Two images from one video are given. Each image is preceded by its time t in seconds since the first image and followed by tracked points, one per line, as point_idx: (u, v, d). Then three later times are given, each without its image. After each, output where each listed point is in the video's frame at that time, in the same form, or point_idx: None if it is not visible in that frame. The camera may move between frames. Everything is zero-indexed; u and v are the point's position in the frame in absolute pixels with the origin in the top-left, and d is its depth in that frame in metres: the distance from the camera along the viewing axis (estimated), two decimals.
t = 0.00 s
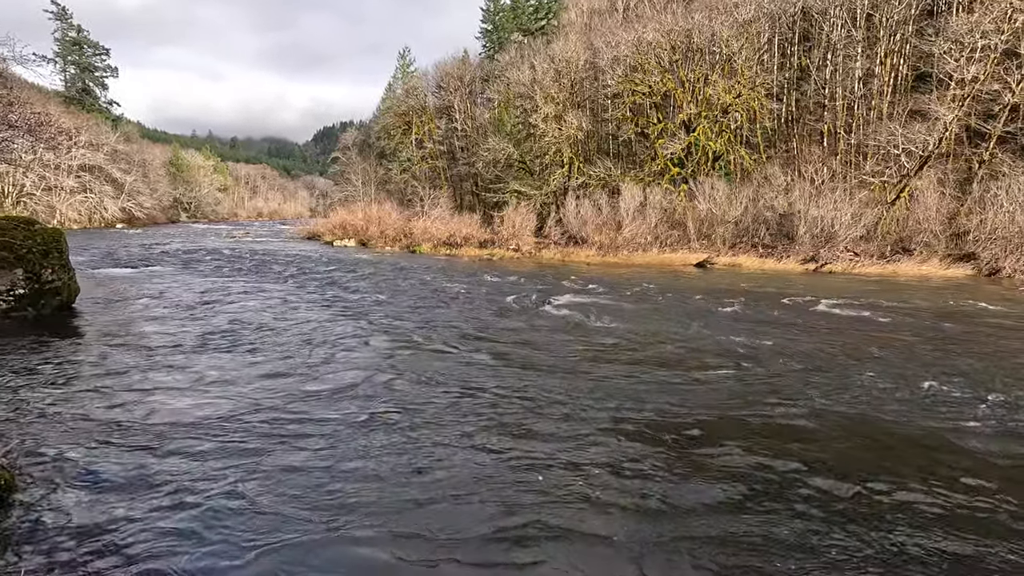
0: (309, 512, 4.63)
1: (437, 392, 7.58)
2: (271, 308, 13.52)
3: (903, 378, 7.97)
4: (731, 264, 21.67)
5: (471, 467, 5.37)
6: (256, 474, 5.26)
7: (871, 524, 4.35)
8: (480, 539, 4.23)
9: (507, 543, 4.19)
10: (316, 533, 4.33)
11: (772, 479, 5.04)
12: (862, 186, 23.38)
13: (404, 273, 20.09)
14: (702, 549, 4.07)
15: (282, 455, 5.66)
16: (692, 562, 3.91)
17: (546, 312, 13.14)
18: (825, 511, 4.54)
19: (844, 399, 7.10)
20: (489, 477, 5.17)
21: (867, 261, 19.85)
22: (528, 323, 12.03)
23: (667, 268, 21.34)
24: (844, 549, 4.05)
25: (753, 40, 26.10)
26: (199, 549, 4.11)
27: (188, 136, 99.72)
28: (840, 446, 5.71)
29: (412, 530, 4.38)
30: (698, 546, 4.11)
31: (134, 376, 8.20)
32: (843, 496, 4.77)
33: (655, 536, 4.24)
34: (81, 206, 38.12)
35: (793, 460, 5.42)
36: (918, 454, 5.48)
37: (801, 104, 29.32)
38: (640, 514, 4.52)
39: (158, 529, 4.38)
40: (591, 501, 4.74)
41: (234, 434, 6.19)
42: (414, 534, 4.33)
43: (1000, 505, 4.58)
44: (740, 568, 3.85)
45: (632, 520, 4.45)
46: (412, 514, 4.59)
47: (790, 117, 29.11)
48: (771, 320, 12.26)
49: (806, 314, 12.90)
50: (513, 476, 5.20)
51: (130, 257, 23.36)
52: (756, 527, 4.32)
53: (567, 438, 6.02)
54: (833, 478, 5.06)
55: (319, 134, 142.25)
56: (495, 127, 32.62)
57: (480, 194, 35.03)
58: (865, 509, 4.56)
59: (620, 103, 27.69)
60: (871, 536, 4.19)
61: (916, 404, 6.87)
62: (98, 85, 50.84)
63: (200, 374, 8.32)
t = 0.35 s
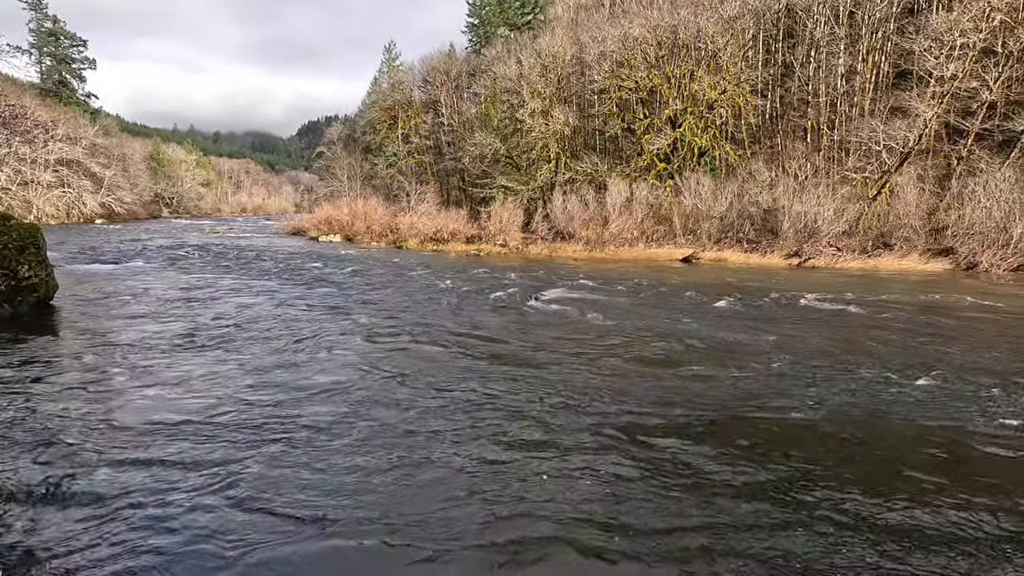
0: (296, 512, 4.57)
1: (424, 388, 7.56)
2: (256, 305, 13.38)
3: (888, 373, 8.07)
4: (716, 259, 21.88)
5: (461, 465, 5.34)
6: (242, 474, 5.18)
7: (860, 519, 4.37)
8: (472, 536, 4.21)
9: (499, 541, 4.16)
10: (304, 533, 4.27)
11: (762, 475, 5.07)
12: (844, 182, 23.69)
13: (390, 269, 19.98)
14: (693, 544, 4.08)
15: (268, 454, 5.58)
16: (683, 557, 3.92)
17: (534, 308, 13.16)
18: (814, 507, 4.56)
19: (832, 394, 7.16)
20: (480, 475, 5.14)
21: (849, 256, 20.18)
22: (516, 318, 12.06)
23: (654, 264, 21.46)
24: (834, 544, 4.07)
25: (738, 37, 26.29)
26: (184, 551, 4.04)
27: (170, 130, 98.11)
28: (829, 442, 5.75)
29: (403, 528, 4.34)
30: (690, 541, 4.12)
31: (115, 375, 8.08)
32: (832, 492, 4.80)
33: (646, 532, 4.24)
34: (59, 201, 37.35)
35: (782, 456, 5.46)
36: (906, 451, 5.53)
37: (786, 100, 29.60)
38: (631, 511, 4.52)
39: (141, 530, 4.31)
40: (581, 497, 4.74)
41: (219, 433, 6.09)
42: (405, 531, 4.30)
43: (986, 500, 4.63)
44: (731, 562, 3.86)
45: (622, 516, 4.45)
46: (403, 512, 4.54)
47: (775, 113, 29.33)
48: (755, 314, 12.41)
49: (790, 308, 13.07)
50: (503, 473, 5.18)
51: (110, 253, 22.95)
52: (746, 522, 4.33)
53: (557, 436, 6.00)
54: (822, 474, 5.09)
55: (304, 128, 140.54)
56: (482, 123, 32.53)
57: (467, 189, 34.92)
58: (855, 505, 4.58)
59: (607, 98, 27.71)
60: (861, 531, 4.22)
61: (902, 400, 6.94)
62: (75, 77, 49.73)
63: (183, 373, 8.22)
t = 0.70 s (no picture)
0: (281, 519, 4.39)
1: (410, 385, 7.54)
2: (239, 303, 13.21)
3: (874, 368, 8.12)
4: (699, 256, 22.09)
5: (448, 464, 5.25)
6: (223, 479, 4.99)
7: (845, 510, 4.43)
8: (462, 537, 4.12)
9: (492, 544, 4.04)
10: (289, 539, 4.10)
11: (759, 474, 5.00)
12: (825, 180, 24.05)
13: (375, 266, 19.86)
14: (691, 544, 3.98)
15: (252, 453, 5.50)
16: (676, 556, 3.87)
17: (520, 305, 13.19)
18: (813, 506, 4.49)
19: (822, 391, 7.14)
20: (471, 478, 5.00)
21: (829, 252, 20.53)
22: (502, 315, 12.08)
23: (638, 261, 21.59)
24: (834, 545, 4.00)
25: (720, 35, 26.51)
26: (163, 557, 3.91)
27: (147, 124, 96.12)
28: (824, 439, 5.71)
29: (393, 534, 4.19)
30: (689, 543, 4.02)
31: (93, 376, 7.91)
32: (818, 484, 4.85)
33: (635, 525, 4.25)
34: (32, 198, 36.45)
35: (779, 454, 5.39)
36: (901, 447, 5.50)
37: (767, 98, 29.96)
38: (628, 511, 4.43)
39: (117, 540, 4.12)
40: (577, 498, 4.63)
41: (201, 432, 5.99)
42: (397, 536, 4.14)
43: (984, 497, 4.59)
44: (730, 563, 3.77)
45: (619, 518, 4.35)
46: (393, 516, 4.39)
47: (757, 111, 29.64)
48: (737, 310, 12.58)
49: (772, 304, 13.27)
50: (496, 474, 5.05)
51: (87, 251, 22.45)
52: (746, 522, 4.26)
53: (549, 435, 5.89)
54: (818, 471, 5.05)
55: (286, 125, 138.80)
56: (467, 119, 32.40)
57: (452, 186, 34.79)
58: (854, 503, 4.52)
59: (591, 95, 27.78)
60: (845, 521, 4.27)
61: (891, 396, 6.96)
62: (48, 70, 48.49)
63: (165, 372, 8.09)
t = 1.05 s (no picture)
0: (277, 523, 4.36)
1: (395, 385, 7.54)
2: (221, 304, 13.07)
3: (859, 365, 8.27)
4: (683, 255, 22.30)
5: (434, 464, 5.28)
6: (207, 481, 4.97)
7: (821, 504, 4.55)
8: (447, 536, 4.18)
9: (490, 546, 4.04)
10: (285, 544, 4.07)
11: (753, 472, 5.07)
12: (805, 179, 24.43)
13: (359, 266, 19.77)
14: (685, 543, 4.04)
15: (236, 454, 5.49)
16: (657, 552, 3.96)
17: (505, 304, 13.24)
18: (790, 500, 4.62)
19: (811, 388, 7.25)
20: (467, 480, 5.01)
21: (809, 250, 20.86)
22: (488, 314, 12.12)
23: (622, 259, 21.72)
24: (816, 539, 4.11)
25: (703, 35, 26.74)
26: (148, 560, 3.91)
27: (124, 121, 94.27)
28: (816, 436, 5.80)
29: (390, 537, 4.18)
30: (675, 540, 4.11)
31: (72, 378, 7.79)
32: (796, 479, 4.97)
33: (617, 522, 4.34)
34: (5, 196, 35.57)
35: (758, 450, 5.52)
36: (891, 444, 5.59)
37: (749, 98, 30.34)
38: (625, 511, 4.47)
39: (108, 546, 4.06)
40: (574, 499, 4.66)
41: (184, 435, 5.96)
42: (395, 539, 4.14)
43: (973, 492, 4.69)
44: (711, 559, 3.87)
45: (613, 518, 4.39)
46: (383, 516, 4.42)
47: (739, 110, 29.97)
48: (720, 308, 12.76)
49: (753, 302, 13.48)
50: (492, 476, 5.06)
51: (63, 251, 21.99)
52: (740, 520, 4.32)
53: (544, 436, 5.90)
54: (810, 469, 5.13)
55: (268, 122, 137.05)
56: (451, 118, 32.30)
57: (437, 185, 34.66)
58: (846, 500, 4.60)
59: (575, 94, 27.86)
60: (821, 515, 4.40)
61: (868, 392, 7.13)
62: (21, 66, 47.30)
63: (146, 374, 8.00)
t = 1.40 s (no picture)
0: (269, 529, 4.32)
1: (385, 387, 7.51)
2: (208, 304, 12.92)
3: (846, 364, 8.37)
4: (671, 253, 22.43)
5: (426, 468, 5.26)
6: (197, 486, 4.91)
7: (812, 505, 4.60)
8: (440, 542, 4.17)
9: (485, 553, 4.03)
10: (281, 552, 4.03)
11: (748, 475, 5.10)
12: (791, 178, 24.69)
13: (348, 265, 19.64)
14: (677, 547, 4.07)
15: (227, 458, 5.43)
16: (650, 555, 3.98)
17: (495, 303, 13.22)
18: (780, 502, 4.66)
19: (801, 388, 7.32)
20: (460, 484, 5.00)
21: (795, 248, 21.08)
22: (478, 313, 12.10)
23: (611, 258, 21.79)
24: (805, 539, 4.16)
25: (690, 34, 26.88)
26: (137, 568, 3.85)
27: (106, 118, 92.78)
28: (807, 437, 5.85)
29: (387, 543, 4.16)
30: (668, 543, 4.13)
31: (55, 381, 7.65)
32: (787, 480, 5.02)
33: (611, 525, 4.36)
34: None
35: (748, 451, 5.56)
36: (885, 446, 5.65)
37: (736, 97, 30.60)
38: (622, 515, 4.47)
39: (98, 554, 3.99)
40: (570, 503, 4.66)
41: (173, 439, 5.87)
42: (393, 547, 4.12)
43: (958, 493, 4.77)
44: (703, 562, 3.89)
45: (605, 521, 4.41)
46: (376, 522, 4.40)
47: (726, 109, 30.08)
48: (708, 306, 12.87)
49: (740, 300, 13.61)
50: (489, 481, 5.04)
51: (44, 251, 21.58)
52: (738, 525, 4.34)
53: (536, 438, 5.90)
54: (805, 471, 5.17)
55: (254, 120, 135.71)
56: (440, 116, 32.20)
57: (425, 183, 34.53)
58: (835, 501, 4.66)
59: (564, 93, 27.88)
60: (811, 516, 4.45)
61: (855, 391, 7.22)
62: None
63: (132, 377, 7.88)
